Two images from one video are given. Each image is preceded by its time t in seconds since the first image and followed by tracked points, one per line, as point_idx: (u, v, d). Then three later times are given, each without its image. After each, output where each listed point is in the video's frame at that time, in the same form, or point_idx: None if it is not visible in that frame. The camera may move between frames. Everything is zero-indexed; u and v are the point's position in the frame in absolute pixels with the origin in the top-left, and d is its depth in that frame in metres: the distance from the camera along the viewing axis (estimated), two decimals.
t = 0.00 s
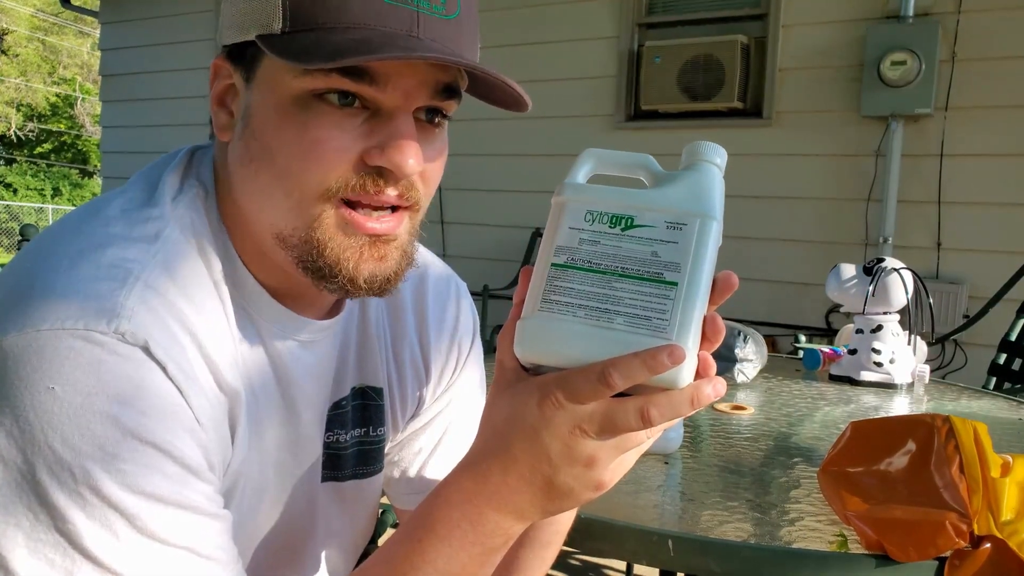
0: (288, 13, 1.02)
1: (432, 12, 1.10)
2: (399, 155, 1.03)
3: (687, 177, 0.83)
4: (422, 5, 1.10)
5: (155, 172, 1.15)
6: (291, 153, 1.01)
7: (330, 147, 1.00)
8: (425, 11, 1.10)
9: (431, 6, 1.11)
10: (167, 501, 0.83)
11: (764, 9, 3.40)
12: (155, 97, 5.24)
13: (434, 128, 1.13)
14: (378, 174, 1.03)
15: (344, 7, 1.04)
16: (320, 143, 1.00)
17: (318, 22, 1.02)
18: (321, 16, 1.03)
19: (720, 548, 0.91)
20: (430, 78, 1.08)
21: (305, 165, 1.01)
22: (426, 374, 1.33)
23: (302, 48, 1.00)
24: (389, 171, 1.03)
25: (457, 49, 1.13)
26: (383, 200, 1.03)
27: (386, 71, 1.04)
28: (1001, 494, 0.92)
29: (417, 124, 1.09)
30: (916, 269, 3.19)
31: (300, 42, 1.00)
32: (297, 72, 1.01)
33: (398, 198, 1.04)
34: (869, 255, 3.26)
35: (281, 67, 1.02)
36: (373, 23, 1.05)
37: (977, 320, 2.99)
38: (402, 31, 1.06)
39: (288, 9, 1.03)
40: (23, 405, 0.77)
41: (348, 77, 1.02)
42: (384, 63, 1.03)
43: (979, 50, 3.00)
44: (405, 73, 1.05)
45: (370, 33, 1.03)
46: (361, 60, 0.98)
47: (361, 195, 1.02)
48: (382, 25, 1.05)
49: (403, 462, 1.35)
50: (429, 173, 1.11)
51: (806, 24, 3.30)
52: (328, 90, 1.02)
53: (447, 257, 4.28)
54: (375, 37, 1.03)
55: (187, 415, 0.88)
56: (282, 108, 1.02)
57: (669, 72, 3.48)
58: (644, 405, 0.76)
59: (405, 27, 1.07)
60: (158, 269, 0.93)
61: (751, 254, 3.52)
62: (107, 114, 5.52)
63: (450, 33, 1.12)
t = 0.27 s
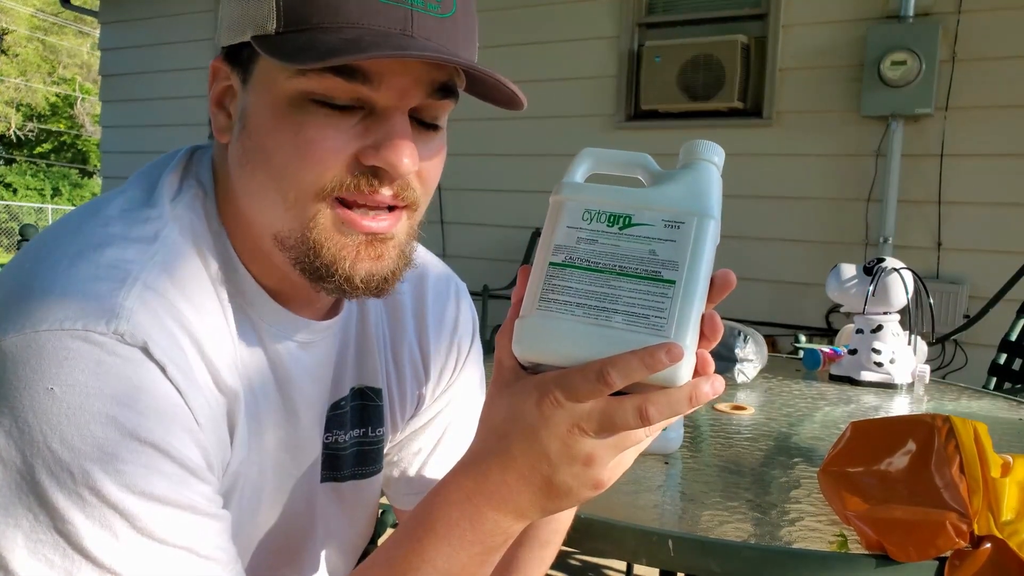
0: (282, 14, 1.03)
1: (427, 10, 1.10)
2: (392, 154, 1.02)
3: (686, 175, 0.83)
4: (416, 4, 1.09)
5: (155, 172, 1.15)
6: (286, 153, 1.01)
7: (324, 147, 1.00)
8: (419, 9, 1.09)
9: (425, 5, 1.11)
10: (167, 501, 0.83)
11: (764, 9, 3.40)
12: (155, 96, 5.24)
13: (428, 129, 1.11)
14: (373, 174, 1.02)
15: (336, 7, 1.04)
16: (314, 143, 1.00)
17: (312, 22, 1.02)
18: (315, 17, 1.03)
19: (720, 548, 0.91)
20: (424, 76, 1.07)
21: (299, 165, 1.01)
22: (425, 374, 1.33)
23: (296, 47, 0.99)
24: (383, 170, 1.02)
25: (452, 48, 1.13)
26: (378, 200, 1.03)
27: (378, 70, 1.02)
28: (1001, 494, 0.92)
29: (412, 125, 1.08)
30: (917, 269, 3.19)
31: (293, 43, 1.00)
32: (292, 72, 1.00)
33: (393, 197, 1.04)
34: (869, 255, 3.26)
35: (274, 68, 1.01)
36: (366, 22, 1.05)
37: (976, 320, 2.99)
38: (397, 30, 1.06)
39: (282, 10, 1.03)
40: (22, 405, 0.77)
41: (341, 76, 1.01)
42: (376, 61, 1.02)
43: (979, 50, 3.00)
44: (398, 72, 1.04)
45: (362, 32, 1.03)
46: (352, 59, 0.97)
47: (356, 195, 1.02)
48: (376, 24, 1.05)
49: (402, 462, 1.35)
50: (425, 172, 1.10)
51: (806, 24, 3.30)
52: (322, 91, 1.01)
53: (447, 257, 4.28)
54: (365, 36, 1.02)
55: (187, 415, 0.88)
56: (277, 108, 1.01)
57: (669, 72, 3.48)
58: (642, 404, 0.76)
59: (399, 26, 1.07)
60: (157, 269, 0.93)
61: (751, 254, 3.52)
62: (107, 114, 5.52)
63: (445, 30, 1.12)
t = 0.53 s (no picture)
0: (271, 12, 1.02)
1: (417, 11, 1.09)
2: (378, 157, 1.03)
3: (687, 176, 0.83)
4: (406, 5, 1.09)
5: (153, 173, 1.15)
6: (274, 153, 1.02)
7: (311, 149, 1.01)
8: (409, 10, 1.09)
9: (417, 6, 1.10)
10: (167, 501, 0.83)
11: (764, 9, 3.39)
12: (155, 96, 5.24)
13: (418, 130, 1.11)
14: (359, 178, 1.03)
15: (324, 6, 1.03)
16: (302, 144, 1.01)
17: (301, 21, 1.02)
18: (305, 17, 1.02)
19: (720, 548, 0.91)
20: (415, 79, 1.07)
21: (286, 166, 1.01)
22: (424, 375, 1.33)
23: (279, 46, 0.99)
24: (369, 173, 1.03)
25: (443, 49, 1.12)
26: (364, 203, 1.03)
27: (364, 71, 1.03)
28: (1001, 494, 0.92)
29: (402, 127, 1.09)
30: (917, 269, 3.19)
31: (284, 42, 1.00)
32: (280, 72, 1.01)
33: (377, 201, 1.04)
34: (869, 255, 3.26)
35: (264, 68, 1.02)
36: (354, 22, 1.04)
37: (976, 320, 2.99)
38: (385, 31, 1.05)
39: (272, 9, 1.03)
40: (21, 406, 0.77)
41: (330, 77, 1.02)
42: (362, 63, 1.03)
43: (979, 50, 3.00)
44: (387, 74, 1.05)
45: (348, 32, 1.02)
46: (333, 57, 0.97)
47: (342, 197, 1.02)
48: (364, 25, 1.04)
49: (402, 463, 1.35)
50: (415, 177, 1.11)
51: (806, 24, 3.30)
52: (308, 91, 1.02)
53: (448, 257, 4.28)
54: (346, 35, 1.02)
55: (185, 415, 0.88)
56: (266, 108, 1.02)
57: (669, 73, 3.48)
58: (643, 405, 0.76)
59: (388, 27, 1.06)
60: (156, 269, 0.93)
61: (751, 254, 3.52)
62: (107, 113, 5.52)
63: (436, 31, 1.11)
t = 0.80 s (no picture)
0: (270, 16, 1.03)
1: (417, 18, 1.09)
2: (374, 165, 1.03)
3: (686, 175, 0.83)
4: (406, 11, 1.08)
5: (152, 173, 1.15)
6: (269, 160, 1.01)
7: (307, 156, 1.00)
8: (409, 17, 1.08)
9: (417, 13, 1.10)
10: (165, 501, 0.83)
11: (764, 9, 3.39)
12: (156, 96, 5.24)
13: (422, 141, 1.11)
14: (355, 185, 1.03)
15: (321, 11, 1.03)
16: (297, 151, 1.00)
17: (298, 27, 1.02)
18: (300, 23, 1.03)
19: (720, 548, 0.91)
20: (412, 86, 1.07)
21: (282, 173, 1.01)
22: (424, 375, 1.33)
23: (275, 54, 0.99)
24: (365, 181, 1.03)
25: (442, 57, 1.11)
26: (361, 211, 1.03)
27: (363, 80, 1.03)
28: (1001, 493, 0.92)
29: (401, 138, 1.08)
30: (917, 269, 3.19)
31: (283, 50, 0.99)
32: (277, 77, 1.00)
33: (375, 208, 1.04)
34: (869, 255, 3.26)
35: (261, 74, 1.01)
36: (351, 28, 1.04)
37: (976, 321, 2.99)
38: (382, 38, 1.05)
39: (270, 13, 1.03)
40: (19, 408, 0.77)
41: (328, 85, 1.01)
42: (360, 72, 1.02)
43: (979, 50, 3.00)
44: (383, 82, 1.04)
45: (342, 41, 1.02)
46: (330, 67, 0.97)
47: (339, 204, 1.02)
48: (362, 32, 1.04)
49: (402, 463, 1.35)
50: (414, 184, 1.11)
51: (806, 24, 3.30)
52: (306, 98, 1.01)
53: (448, 257, 4.28)
54: (344, 43, 1.01)
55: (184, 416, 0.88)
56: (262, 113, 1.02)
57: (669, 73, 3.48)
58: (642, 404, 0.76)
59: (386, 34, 1.05)
60: (155, 270, 0.93)
61: (751, 254, 3.52)
62: (108, 113, 5.52)
63: (436, 39, 1.10)
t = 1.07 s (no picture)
0: (277, 25, 1.03)
1: (424, 26, 1.10)
2: (384, 175, 1.02)
3: (686, 176, 0.83)
4: (414, 20, 1.09)
5: (153, 174, 1.15)
6: (280, 169, 1.01)
7: (317, 166, 1.00)
8: (417, 25, 1.09)
9: (424, 20, 1.10)
10: (165, 501, 0.83)
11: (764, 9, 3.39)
12: (155, 96, 5.24)
13: (425, 148, 1.10)
14: (366, 193, 1.03)
15: (331, 20, 1.03)
16: (307, 161, 1.00)
17: (306, 36, 1.02)
18: (309, 31, 1.02)
19: (720, 548, 0.91)
20: (420, 95, 1.06)
21: (293, 182, 1.01)
22: (424, 375, 1.33)
23: (287, 68, 0.99)
24: (376, 190, 1.02)
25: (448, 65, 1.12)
26: (372, 218, 1.04)
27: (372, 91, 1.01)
28: (1001, 493, 0.92)
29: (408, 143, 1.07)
30: (917, 269, 3.19)
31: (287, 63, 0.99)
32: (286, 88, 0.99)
33: (386, 215, 1.05)
34: (869, 255, 3.26)
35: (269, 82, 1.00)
36: (361, 38, 1.04)
37: (977, 321, 2.99)
38: (391, 48, 1.06)
39: (277, 22, 1.03)
40: (19, 407, 0.76)
41: (337, 97, 1.00)
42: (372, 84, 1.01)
43: (979, 50, 3.00)
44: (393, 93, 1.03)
45: (352, 54, 1.02)
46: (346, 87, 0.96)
47: (351, 213, 1.03)
48: (371, 42, 1.05)
49: (402, 463, 1.35)
50: (422, 189, 1.11)
51: (806, 24, 3.30)
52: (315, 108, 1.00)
53: (448, 256, 4.28)
54: (358, 56, 1.02)
55: (184, 416, 0.88)
56: (271, 123, 1.01)
57: (669, 73, 3.48)
58: (642, 404, 0.76)
59: (394, 44, 1.06)
60: (156, 270, 0.93)
61: (751, 254, 3.52)
62: (108, 114, 5.52)
63: (442, 47, 1.11)
